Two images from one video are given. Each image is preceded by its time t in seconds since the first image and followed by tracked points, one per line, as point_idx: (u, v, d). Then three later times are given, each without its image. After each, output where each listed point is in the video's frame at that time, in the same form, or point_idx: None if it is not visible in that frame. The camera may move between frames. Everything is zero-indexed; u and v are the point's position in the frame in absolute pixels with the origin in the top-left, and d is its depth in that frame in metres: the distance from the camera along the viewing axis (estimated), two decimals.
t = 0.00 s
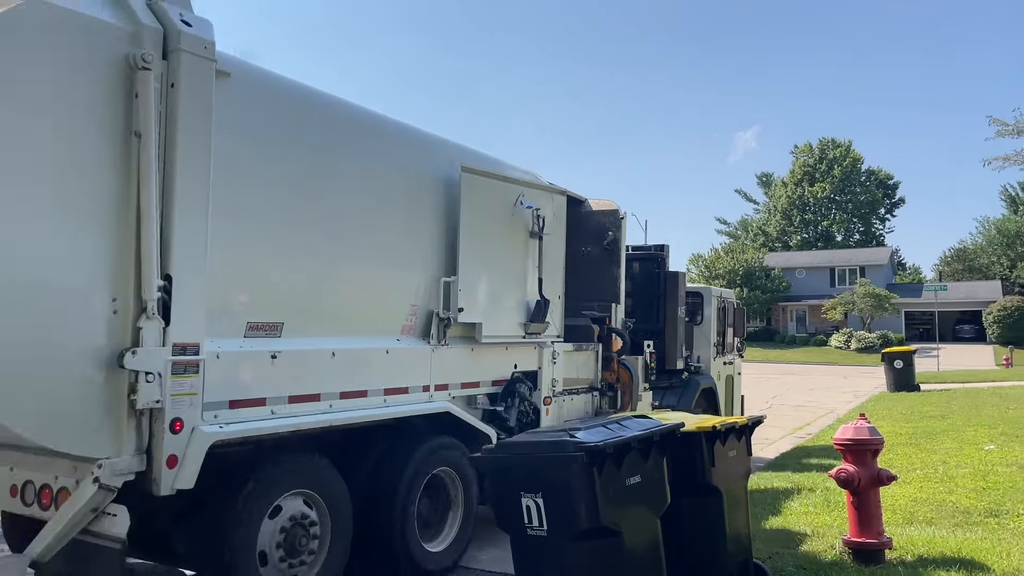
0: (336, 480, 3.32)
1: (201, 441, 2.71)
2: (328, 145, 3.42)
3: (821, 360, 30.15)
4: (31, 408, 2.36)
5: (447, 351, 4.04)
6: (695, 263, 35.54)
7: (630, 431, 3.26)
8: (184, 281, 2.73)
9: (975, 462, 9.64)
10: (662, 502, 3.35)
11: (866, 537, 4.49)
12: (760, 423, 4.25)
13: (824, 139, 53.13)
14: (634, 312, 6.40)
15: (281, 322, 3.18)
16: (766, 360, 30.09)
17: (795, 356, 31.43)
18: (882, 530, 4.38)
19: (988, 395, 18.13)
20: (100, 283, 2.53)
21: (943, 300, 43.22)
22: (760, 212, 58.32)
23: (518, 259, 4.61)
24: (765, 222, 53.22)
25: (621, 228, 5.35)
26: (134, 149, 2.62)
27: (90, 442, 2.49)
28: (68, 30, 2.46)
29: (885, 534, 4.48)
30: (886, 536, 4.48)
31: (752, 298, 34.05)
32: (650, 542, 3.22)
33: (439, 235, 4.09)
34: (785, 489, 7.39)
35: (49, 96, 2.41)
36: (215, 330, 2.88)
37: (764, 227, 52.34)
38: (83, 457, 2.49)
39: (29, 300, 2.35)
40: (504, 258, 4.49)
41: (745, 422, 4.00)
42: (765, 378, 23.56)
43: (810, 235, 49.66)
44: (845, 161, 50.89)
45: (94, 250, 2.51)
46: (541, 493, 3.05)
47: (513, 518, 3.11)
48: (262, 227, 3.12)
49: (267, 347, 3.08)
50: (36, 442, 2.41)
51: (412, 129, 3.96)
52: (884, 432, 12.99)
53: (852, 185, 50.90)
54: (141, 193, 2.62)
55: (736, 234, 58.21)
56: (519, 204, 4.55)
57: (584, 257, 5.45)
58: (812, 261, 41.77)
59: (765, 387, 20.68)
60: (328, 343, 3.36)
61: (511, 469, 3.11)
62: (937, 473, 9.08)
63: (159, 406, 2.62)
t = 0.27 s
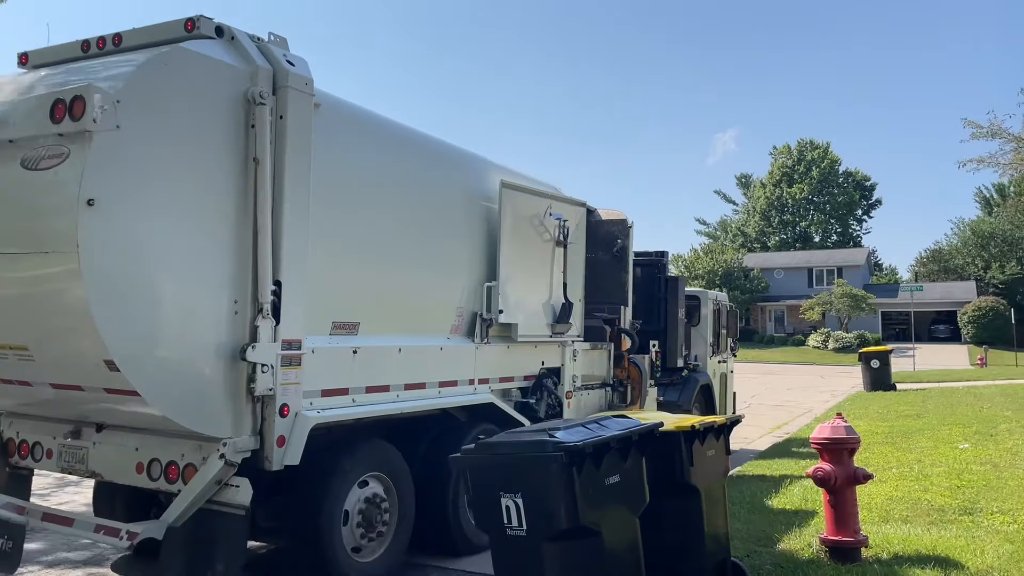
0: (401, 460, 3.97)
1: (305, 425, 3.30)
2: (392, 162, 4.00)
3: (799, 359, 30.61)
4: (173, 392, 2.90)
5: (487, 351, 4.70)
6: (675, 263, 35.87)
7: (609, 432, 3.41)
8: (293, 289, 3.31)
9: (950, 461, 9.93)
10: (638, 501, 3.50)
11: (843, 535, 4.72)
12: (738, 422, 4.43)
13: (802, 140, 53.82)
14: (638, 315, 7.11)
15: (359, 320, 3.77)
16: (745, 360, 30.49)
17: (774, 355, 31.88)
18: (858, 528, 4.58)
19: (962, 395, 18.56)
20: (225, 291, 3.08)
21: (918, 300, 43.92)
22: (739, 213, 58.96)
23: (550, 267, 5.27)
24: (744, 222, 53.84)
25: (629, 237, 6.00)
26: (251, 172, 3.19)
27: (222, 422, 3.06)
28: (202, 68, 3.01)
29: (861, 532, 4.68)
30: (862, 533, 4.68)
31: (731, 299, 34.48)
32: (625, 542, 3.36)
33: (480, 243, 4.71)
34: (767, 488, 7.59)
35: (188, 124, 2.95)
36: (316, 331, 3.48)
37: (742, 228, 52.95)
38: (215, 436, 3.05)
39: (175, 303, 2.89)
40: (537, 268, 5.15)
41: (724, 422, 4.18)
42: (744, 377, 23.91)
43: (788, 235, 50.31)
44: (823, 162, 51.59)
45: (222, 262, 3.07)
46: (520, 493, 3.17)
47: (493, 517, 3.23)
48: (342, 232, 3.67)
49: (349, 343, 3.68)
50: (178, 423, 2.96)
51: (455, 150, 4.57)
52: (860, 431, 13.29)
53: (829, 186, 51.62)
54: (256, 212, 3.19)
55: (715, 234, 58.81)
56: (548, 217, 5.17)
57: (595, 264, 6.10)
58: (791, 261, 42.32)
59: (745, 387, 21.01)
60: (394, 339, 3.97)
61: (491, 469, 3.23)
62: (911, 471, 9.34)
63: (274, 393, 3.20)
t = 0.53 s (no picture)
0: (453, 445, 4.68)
1: (381, 416, 3.92)
2: (444, 182, 4.59)
3: (776, 358, 31.05)
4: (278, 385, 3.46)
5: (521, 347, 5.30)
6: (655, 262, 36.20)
7: (586, 431, 3.62)
8: (371, 297, 3.92)
9: (923, 458, 10.24)
10: (613, 499, 3.72)
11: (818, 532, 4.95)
12: (715, 421, 4.65)
13: (779, 141, 54.47)
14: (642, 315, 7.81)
15: (419, 324, 4.36)
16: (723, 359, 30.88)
17: (752, 354, 32.31)
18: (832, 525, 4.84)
19: (936, 393, 19.00)
20: (317, 299, 3.67)
21: (893, 299, 44.61)
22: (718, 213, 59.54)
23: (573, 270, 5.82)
24: (722, 221, 54.43)
25: (633, 242, 6.47)
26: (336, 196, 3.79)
27: (315, 411, 3.66)
28: (300, 108, 3.62)
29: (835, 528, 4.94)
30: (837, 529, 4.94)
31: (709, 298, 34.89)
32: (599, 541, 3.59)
33: (515, 252, 5.30)
34: (746, 485, 7.82)
35: (288, 155, 3.54)
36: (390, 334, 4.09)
37: (721, 227, 53.51)
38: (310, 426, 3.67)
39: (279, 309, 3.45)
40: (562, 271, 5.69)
41: (700, 421, 4.42)
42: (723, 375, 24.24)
43: (766, 235, 50.92)
44: (800, 162, 52.21)
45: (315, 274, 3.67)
46: (498, 493, 3.36)
47: (471, 517, 3.42)
48: (406, 244, 4.24)
49: (411, 343, 4.28)
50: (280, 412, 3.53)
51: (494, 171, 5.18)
52: (836, 430, 13.60)
53: (806, 186, 52.28)
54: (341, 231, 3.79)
55: (694, 234, 59.34)
56: (572, 228, 5.79)
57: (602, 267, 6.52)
58: (768, 261, 42.86)
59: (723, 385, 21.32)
60: (446, 340, 4.58)
61: (470, 470, 3.42)
62: (885, 469, 9.64)
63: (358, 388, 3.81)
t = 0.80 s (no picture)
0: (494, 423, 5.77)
1: (438, 402, 4.85)
2: (482, 199, 5.52)
3: (753, 356, 31.24)
4: (359, 369, 4.31)
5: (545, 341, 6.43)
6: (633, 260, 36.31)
7: (563, 429, 3.70)
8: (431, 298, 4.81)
9: (896, 455, 10.25)
10: (590, 496, 3.82)
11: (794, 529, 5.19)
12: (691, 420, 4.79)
13: (757, 140, 54.81)
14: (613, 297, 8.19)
15: (465, 321, 5.31)
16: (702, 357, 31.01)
17: (729, 352, 32.47)
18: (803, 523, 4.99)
19: (910, 390, 19.17)
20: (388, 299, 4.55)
21: (868, 297, 45.02)
22: (697, 212, 59.86)
23: (586, 278, 7.03)
24: (701, 220, 54.77)
25: (636, 248, 7.96)
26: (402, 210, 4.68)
27: (386, 396, 4.52)
28: (378, 136, 4.52)
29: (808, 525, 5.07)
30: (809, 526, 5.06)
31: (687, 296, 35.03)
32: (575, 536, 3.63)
33: (537, 261, 6.34)
34: (717, 486, 7.73)
35: (371, 175, 4.45)
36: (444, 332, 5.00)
37: (699, 227, 53.84)
38: (379, 411, 4.55)
39: (362, 303, 4.33)
40: (579, 278, 6.90)
41: (676, 419, 4.57)
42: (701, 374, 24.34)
43: (743, 234, 51.27)
44: (777, 162, 52.56)
45: (386, 276, 4.54)
46: (475, 492, 3.38)
47: (448, 515, 3.43)
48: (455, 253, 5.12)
49: (458, 338, 5.20)
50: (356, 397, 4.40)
51: (521, 189, 6.12)
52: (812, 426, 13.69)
53: (784, 185, 52.67)
54: (405, 238, 4.67)
55: (673, 232, 59.59)
56: (583, 235, 6.90)
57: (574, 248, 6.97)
58: (745, 260, 43.14)
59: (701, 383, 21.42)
60: (486, 336, 5.57)
61: (447, 468, 3.41)
62: (859, 466, 9.61)
63: (421, 376, 4.70)
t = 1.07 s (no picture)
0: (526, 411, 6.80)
1: (483, 389, 5.82)
2: (515, 212, 6.47)
3: (731, 352, 31.43)
4: (420, 359, 5.24)
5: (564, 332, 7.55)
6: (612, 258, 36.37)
7: (541, 425, 3.76)
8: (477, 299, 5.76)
9: (870, 450, 10.29)
10: (567, 491, 3.88)
11: (769, 523, 5.41)
12: (669, 416, 4.82)
13: (735, 138, 55.07)
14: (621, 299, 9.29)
15: (501, 320, 6.27)
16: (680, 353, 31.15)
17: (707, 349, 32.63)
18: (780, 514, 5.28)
19: (885, 385, 19.38)
20: (441, 301, 5.49)
21: (844, 294, 45.44)
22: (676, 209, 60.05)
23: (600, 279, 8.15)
24: (680, 218, 55.03)
25: (636, 250, 8.93)
26: (453, 223, 5.63)
27: (440, 383, 5.46)
28: (435, 160, 5.47)
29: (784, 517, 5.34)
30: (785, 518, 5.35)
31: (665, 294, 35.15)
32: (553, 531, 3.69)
33: (558, 265, 7.34)
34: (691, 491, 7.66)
35: (429, 192, 5.39)
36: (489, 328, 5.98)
37: (678, 224, 54.08)
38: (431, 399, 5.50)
39: (422, 302, 5.26)
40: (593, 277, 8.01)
41: (654, 415, 4.59)
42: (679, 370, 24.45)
43: (721, 231, 51.56)
44: (755, 159, 52.73)
45: (443, 280, 5.49)
46: (452, 488, 3.46)
47: (426, 511, 3.51)
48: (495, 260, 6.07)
49: (496, 334, 6.15)
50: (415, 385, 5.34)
51: (546, 201, 7.09)
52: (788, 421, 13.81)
53: (761, 183, 52.96)
54: (456, 249, 5.62)
55: (652, 229, 59.77)
56: (595, 242, 7.92)
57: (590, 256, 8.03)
58: (723, 257, 43.39)
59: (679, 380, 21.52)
60: (519, 331, 6.54)
61: (425, 465, 3.48)
62: (835, 460, 9.67)
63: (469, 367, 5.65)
